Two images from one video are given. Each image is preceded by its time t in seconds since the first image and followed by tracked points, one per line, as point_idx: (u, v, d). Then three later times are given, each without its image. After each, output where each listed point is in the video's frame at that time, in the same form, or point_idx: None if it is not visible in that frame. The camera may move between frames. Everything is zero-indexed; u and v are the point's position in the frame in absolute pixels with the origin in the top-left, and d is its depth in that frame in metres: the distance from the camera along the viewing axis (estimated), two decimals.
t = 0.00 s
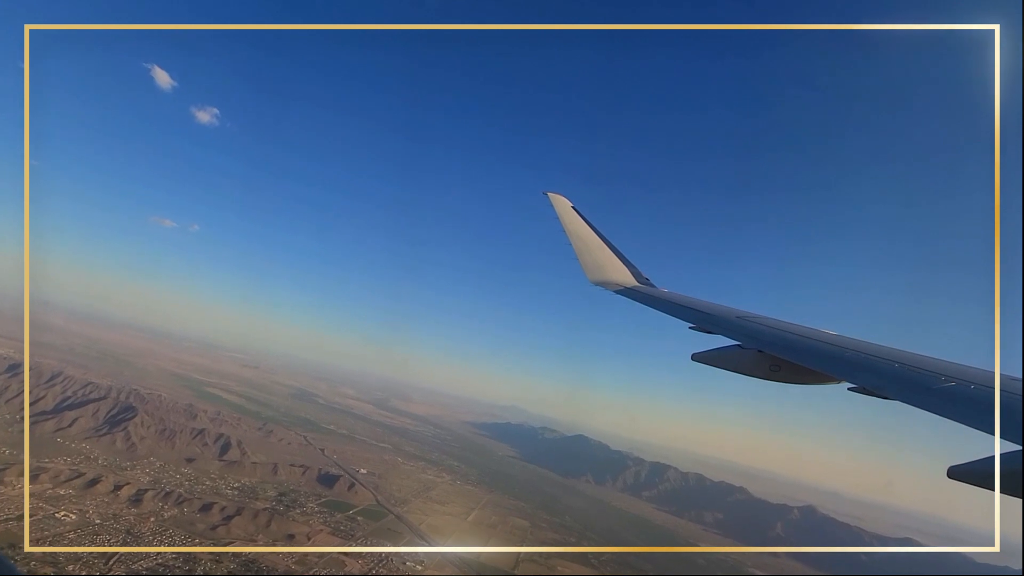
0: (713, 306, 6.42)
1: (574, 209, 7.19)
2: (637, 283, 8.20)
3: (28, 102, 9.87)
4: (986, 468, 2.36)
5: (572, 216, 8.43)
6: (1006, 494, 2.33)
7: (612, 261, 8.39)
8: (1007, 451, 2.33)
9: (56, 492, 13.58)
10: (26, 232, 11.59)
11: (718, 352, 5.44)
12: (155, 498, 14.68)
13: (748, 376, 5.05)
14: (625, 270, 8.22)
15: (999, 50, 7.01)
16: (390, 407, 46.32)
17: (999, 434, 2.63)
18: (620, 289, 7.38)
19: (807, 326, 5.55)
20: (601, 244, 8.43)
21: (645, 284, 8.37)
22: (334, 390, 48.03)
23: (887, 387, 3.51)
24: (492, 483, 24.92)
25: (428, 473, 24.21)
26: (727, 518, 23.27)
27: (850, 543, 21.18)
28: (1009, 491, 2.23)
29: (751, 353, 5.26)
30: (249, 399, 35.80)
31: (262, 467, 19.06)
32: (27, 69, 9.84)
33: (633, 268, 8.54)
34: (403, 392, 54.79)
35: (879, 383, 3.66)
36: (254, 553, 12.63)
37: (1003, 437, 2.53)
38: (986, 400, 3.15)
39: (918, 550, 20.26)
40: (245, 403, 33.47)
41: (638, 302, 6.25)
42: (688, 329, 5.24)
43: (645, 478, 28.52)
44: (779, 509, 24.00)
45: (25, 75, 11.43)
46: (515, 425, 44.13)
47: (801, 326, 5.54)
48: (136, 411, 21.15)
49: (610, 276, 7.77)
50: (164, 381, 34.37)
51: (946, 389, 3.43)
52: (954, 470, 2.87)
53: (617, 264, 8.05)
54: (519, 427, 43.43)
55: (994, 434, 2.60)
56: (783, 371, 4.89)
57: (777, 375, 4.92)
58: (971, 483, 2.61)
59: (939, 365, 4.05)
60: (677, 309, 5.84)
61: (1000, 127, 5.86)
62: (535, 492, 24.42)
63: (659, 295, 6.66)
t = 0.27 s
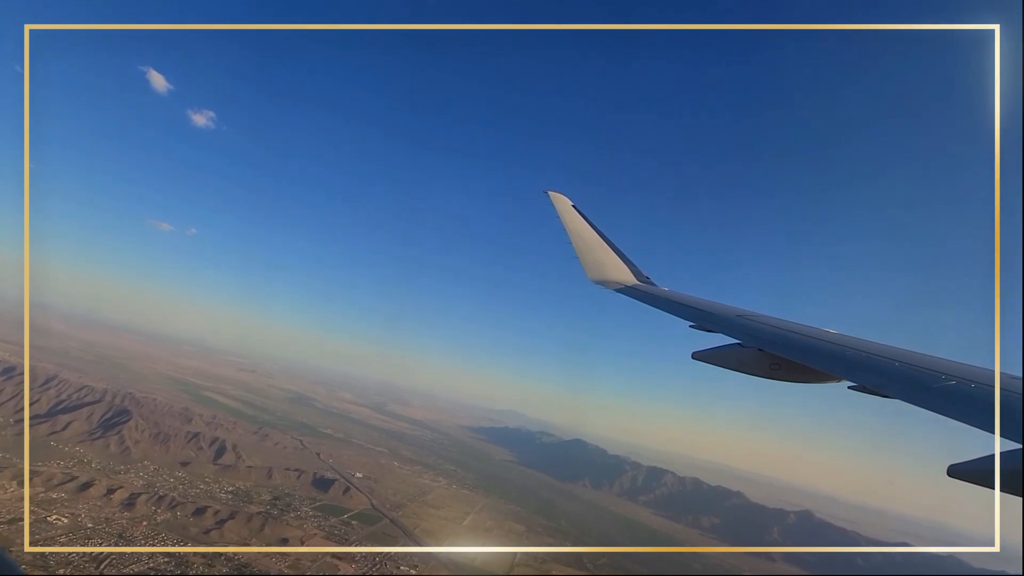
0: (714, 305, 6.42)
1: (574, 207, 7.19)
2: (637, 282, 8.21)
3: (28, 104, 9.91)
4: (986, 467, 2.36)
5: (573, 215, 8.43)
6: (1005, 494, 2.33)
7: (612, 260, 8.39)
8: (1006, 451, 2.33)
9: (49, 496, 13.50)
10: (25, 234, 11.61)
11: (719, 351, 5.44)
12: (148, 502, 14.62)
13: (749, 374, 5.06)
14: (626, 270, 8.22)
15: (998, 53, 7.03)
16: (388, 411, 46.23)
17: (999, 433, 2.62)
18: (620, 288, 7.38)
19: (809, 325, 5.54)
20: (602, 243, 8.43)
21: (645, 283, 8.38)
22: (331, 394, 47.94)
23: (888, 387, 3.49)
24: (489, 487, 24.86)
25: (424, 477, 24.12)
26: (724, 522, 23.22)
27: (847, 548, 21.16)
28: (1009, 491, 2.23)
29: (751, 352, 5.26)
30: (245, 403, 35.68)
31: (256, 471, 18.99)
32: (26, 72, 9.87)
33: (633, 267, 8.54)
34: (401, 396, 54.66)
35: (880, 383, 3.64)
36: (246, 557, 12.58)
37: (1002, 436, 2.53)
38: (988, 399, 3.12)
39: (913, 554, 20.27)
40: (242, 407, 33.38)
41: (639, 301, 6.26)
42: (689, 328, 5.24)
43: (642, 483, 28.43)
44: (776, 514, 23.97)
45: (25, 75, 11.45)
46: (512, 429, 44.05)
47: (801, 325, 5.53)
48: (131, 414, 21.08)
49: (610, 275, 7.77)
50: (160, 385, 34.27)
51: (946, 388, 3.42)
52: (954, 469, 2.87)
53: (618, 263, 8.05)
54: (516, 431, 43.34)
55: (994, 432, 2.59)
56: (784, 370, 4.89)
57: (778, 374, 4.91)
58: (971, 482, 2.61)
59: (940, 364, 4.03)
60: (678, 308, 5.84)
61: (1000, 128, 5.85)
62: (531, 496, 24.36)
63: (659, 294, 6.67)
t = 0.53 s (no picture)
0: (714, 304, 6.42)
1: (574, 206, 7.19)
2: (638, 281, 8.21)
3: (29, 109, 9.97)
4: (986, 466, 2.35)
5: (573, 215, 8.43)
6: (1006, 493, 2.32)
7: (613, 258, 8.39)
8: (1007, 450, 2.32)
9: (40, 501, 13.37)
10: (25, 237, 11.65)
11: (719, 349, 5.44)
12: (140, 508, 14.51)
13: (749, 373, 5.05)
14: (626, 269, 8.20)
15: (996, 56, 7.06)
16: (385, 417, 46.09)
17: (1000, 431, 2.61)
18: (620, 287, 7.38)
19: (809, 324, 5.53)
20: (602, 242, 8.42)
21: (646, 282, 8.38)
22: (328, 400, 47.77)
23: (889, 386, 3.49)
24: (485, 493, 24.76)
25: (420, 483, 24.01)
26: (720, 529, 23.15)
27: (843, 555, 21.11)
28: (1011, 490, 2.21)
29: (751, 350, 5.25)
30: (241, 408, 35.52)
31: (250, 477, 18.89)
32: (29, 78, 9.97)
33: (634, 266, 8.55)
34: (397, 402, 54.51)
35: (880, 382, 3.64)
36: (238, 564, 12.47)
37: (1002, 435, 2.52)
38: (988, 398, 3.12)
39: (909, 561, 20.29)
40: (237, 412, 33.23)
41: (639, 300, 6.26)
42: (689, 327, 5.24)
43: (639, 489, 28.35)
44: (773, 520, 23.92)
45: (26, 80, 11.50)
46: (509, 435, 43.93)
47: (802, 324, 5.52)
48: (124, 419, 20.97)
49: (611, 273, 7.77)
50: (155, 390, 34.12)
51: (946, 386, 3.41)
52: (955, 469, 2.86)
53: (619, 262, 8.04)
54: (513, 437, 43.23)
55: (995, 431, 2.58)
56: (784, 369, 4.88)
57: (778, 374, 4.90)
58: (971, 481, 2.61)
59: (939, 363, 4.03)
60: (678, 307, 5.84)
61: (999, 130, 5.85)
62: (528, 502, 24.26)
63: (659, 293, 6.68)
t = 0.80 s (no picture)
0: (715, 305, 6.42)
1: (575, 208, 7.22)
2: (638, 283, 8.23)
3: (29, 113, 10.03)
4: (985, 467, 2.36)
5: (573, 216, 8.46)
6: (1005, 494, 2.33)
7: (613, 260, 8.42)
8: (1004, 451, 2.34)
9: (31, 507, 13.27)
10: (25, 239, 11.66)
11: (721, 350, 5.43)
12: (132, 514, 14.42)
13: (751, 375, 5.04)
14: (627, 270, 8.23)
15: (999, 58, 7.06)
16: (381, 423, 45.93)
17: (999, 433, 2.63)
18: (621, 289, 7.39)
19: (810, 326, 5.53)
20: (602, 243, 8.45)
21: (647, 284, 8.40)
22: (325, 406, 47.62)
23: (889, 387, 3.48)
24: (481, 500, 24.65)
25: (416, 489, 23.89)
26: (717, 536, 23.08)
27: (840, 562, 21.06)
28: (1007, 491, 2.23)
29: (752, 353, 5.24)
30: (237, 414, 35.38)
31: (244, 483, 18.79)
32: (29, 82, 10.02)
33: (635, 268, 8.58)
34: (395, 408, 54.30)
35: (880, 383, 3.64)
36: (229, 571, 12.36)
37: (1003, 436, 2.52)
38: (988, 400, 3.11)
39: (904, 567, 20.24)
40: (233, 418, 33.08)
41: (640, 301, 6.27)
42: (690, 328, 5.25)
43: (636, 496, 28.20)
44: (770, 528, 23.86)
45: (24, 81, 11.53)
46: (506, 441, 43.79)
47: (802, 326, 5.52)
48: (118, 425, 20.87)
49: (611, 275, 7.81)
50: (151, 396, 33.96)
51: (946, 388, 3.42)
52: (956, 472, 2.86)
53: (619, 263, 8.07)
54: (510, 443, 43.09)
55: (994, 432, 2.59)
56: (785, 372, 4.88)
57: (779, 375, 4.89)
58: (972, 482, 2.60)
59: (940, 364, 4.03)
60: (679, 309, 5.85)
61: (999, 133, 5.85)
62: (524, 509, 24.16)
63: (660, 294, 6.68)
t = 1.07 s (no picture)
0: (717, 309, 6.40)
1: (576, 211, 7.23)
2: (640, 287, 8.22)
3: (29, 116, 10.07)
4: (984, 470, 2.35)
5: (574, 220, 8.48)
6: (1005, 498, 2.32)
7: (614, 263, 8.42)
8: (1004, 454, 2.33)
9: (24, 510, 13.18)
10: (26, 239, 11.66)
11: (723, 353, 5.39)
12: (126, 518, 14.33)
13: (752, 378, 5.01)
14: (628, 275, 8.24)
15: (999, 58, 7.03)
16: (379, 427, 45.80)
17: (999, 437, 2.62)
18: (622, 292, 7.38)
19: (813, 330, 5.49)
20: (603, 247, 8.46)
21: (648, 287, 8.40)
22: (323, 410, 47.48)
23: (892, 392, 3.45)
24: (478, 505, 24.54)
25: (412, 494, 23.78)
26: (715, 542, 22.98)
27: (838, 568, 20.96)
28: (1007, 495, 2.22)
29: (753, 356, 5.21)
30: (234, 418, 35.27)
31: (239, 488, 18.69)
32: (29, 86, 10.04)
33: (637, 271, 8.58)
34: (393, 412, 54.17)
35: (884, 388, 3.60)
36: None
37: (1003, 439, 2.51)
38: (993, 404, 3.08)
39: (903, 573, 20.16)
40: (230, 422, 32.96)
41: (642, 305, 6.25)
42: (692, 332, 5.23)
43: (634, 501, 28.08)
44: (768, 533, 23.75)
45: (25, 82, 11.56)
46: (504, 446, 43.66)
47: (805, 330, 5.49)
48: (113, 429, 20.78)
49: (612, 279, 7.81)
50: (148, 400, 33.85)
51: (950, 392, 3.39)
52: (958, 476, 2.85)
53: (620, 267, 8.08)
54: (508, 448, 42.96)
55: (994, 435, 2.58)
56: (786, 376, 4.85)
57: (781, 379, 4.86)
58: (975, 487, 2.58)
59: (943, 369, 3.99)
60: (681, 313, 5.83)
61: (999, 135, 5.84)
62: (521, 514, 24.04)
63: (662, 298, 6.67)
